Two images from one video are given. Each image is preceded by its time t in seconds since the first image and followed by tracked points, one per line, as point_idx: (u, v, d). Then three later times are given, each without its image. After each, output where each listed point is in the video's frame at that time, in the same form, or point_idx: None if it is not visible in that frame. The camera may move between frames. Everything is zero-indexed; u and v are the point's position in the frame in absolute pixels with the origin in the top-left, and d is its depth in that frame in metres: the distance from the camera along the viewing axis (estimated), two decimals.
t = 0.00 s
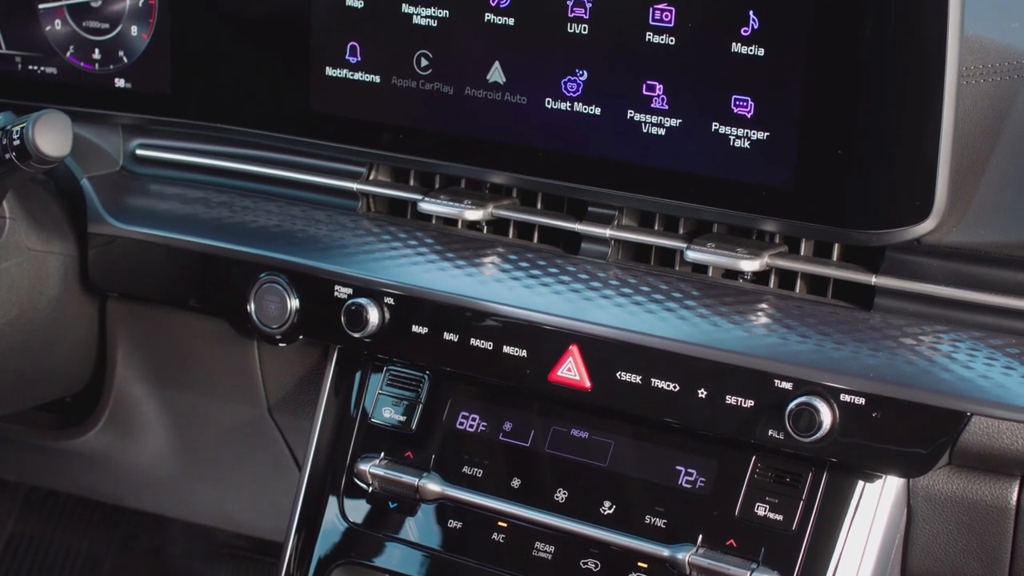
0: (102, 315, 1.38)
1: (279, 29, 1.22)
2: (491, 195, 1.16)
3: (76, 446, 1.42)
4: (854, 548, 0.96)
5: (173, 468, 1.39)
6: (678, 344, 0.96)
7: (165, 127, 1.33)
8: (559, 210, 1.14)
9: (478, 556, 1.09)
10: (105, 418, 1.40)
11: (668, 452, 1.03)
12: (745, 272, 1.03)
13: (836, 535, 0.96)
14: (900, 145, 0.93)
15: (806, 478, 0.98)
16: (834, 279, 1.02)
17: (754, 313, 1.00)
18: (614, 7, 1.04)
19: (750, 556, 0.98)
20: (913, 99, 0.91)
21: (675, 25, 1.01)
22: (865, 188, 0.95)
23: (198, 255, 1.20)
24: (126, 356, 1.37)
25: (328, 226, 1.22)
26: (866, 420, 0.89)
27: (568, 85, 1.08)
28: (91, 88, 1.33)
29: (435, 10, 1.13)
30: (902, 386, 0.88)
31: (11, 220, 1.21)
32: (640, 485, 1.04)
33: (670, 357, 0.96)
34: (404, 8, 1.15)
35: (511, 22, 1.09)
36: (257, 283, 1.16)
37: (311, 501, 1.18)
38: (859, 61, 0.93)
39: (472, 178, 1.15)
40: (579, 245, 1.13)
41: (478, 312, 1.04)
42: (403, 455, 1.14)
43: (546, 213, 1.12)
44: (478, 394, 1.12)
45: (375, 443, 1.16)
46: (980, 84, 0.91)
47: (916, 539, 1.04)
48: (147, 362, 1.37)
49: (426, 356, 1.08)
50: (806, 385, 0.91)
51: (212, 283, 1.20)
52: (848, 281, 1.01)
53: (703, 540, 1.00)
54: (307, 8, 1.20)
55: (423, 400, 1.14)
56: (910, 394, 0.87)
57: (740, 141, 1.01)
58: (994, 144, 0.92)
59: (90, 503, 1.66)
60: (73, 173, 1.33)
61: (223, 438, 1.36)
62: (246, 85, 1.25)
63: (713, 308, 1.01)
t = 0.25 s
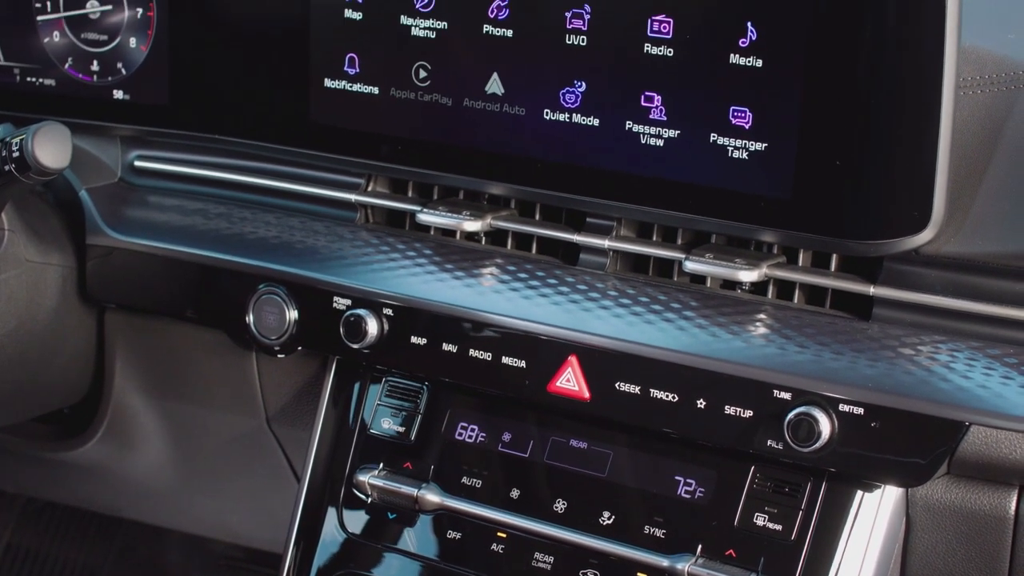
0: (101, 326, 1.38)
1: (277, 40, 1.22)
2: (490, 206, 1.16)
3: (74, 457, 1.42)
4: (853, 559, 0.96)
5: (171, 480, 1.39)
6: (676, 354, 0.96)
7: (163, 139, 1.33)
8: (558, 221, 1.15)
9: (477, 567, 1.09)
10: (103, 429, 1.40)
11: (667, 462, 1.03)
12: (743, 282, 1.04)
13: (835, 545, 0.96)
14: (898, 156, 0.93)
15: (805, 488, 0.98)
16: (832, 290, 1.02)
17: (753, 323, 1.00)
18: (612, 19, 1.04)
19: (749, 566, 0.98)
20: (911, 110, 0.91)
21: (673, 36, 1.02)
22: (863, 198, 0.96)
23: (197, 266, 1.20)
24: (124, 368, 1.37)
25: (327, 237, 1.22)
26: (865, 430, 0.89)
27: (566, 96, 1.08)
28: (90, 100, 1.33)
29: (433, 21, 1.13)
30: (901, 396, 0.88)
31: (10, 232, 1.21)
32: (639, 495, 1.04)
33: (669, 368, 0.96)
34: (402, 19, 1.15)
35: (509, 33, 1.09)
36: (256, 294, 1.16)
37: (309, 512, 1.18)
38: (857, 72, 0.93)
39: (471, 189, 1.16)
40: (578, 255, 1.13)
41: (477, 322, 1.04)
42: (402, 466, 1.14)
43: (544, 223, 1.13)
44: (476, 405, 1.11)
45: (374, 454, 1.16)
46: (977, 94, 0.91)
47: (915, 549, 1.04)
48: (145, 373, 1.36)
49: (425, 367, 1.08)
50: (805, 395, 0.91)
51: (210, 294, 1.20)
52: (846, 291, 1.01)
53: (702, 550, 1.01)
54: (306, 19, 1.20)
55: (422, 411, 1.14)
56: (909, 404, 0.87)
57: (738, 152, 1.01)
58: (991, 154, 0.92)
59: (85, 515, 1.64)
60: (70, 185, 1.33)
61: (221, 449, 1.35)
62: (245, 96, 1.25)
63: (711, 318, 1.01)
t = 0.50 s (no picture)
0: (99, 340, 1.38)
1: (276, 54, 1.22)
2: (488, 218, 1.16)
3: (72, 471, 1.42)
4: (852, 570, 0.96)
5: (169, 493, 1.39)
6: (675, 366, 0.96)
7: (161, 152, 1.33)
8: (556, 233, 1.15)
9: None
10: (101, 443, 1.40)
11: (666, 474, 1.03)
12: (741, 294, 1.04)
13: (834, 557, 0.97)
14: (895, 168, 0.93)
15: (804, 500, 0.98)
16: (830, 302, 1.02)
17: (751, 335, 1.00)
18: (610, 32, 1.04)
19: None
20: (908, 122, 0.92)
21: (671, 49, 1.02)
22: (861, 211, 0.96)
23: (196, 279, 1.21)
24: (123, 381, 1.37)
25: (325, 249, 1.22)
26: (863, 442, 0.90)
27: (565, 109, 1.08)
28: (88, 113, 1.33)
29: (432, 35, 1.13)
30: (899, 408, 0.88)
31: (9, 245, 1.21)
32: (639, 508, 1.04)
33: (668, 380, 0.96)
34: (401, 33, 1.15)
35: (507, 46, 1.10)
36: (255, 307, 1.16)
37: (308, 525, 1.18)
38: (854, 84, 0.94)
39: (469, 202, 1.16)
40: (576, 268, 1.13)
41: (476, 335, 1.04)
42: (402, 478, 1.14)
43: (543, 236, 1.13)
44: (475, 417, 1.11)
45: (373, 467, 1.16)
46: (974, 107, 0.92)
47: (914, 561, 1.04)
48: (143, 386, 1.36)
49: (423, 380, 1.09)
50: (804, 407, 0.91)
51: (208, 307, 1.20)
52: (845, 303, 1.02)
53: (701, 562, 1.01)
54: (305, 33, 1.20)
55: (421, 423, 1.14)
56: (908, 416, 0.87)
57: (736, 165, 1.01)
58: (989, 167, 0.93)
59: (82, 528, 1.64)
60: (69, 198, 1.33)
61: (219, 462, 1.35)
62: (243, 109, 1.26)
63: (709, 330, 1.02)
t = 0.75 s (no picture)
0: (97, 351, 1.38)
1: (275, 66, 1.23)
2: (487, 230, 1.16)
3: (69, 483, 1.41)
4: None
5: (166, 504, 1.38)
6: (674, 377, 0.96)
7: (160, 164, 1.33)
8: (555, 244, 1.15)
9: None
10: (99, 454, 1.40)
11: (665, 485, 1.03)
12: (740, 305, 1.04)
13: (834, 567, 0.97)
14: (894, 179, 0.94)
15: (803, 510, 0.98)
16: (829, 313, 1.03)
17: (750, 346, 1.01)
18: (609, 44, 1.05)
19: None
20: (906, 134, 0.92)
21: (670, 61, 1.02)
22: (860, 222, 0.96)
23: (195, 291, 1.21)
24: (121, 392, 1.37)
25: (324, 261, 1.22)
26: (862, 453, 0.90)
27: (564, 121, 1.09)
28: (87, 125, 1.34)
29: (430, 47, 1.14)
30: (898, 418, 0.88)
31: (8, 257, 1.21)
32: (638, 519, 1.04)
33: (667, 391, 0.96)
34: (400, 45, 1.16)
35: (506, 58, 1.10)
36: (253, 318, 1.16)
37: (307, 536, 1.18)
38: (852, 96, 0.94)
39: (468, 213, 1.16)
40: (575, 279, 1.13)
41: (475, 346, 1.04)
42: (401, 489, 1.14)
43: (542, 247, 1.13)
44: (474, 428, 1.12)
45: (372, 478, 1.16)
46: (971, 118, 0.92)
47: (913, 571, 1.04)
48: (142, 397, 1.36)
49: (423, 391, 1.09)
50: (803, 417, 0.91)
51: (207, 319, 1.20)
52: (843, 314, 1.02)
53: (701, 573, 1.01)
54: (304, 45, 1.21)
55: (421, 434, 1.14)
56: (907, 426, 0.88)
57: (735, 176, 1.02)
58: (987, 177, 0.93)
59: (81, 540, 1.64)
60: (68, 210, 1.32)
61: (217, 473, 1.35)
62: (242, 121, 1.26)
63: (708, 341, 1.02)
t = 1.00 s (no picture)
0: (95, 363, 1.38)
1: (274, 79, 1.23)
2: (486, 242, 1.17)
3: (66, 496, 1.41)
4: None
5: (163, 517, 1.38)
6: (673, 389, 0.96)
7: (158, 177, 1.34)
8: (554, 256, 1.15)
9: None
10: (96, 467, 1.39)
11: (664, 497, 1.03)
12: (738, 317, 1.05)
13: None
14: (891, 192, 0.94)
15: (802, 522, 0.98)
16: (827, 324, 1.03)
17: (749, 358, 1.01)
18: (607, 58, 1.05)
19: None
20: (904, 146, 0.93)
21: (668, 74, 1.03)
22: (857, 234, 0.97)
23: (193, 303, 1.21)
24: (118, 405, 1.37)
25: (323, 274, 1.22)
26: (861, 464, 0.90)
27: (562, 134, 1.09)
28: (86, 138, 1.34)
29: (429, 60, 1.14)
30: (896, 429, 0.89)
31: (6, 270, 1.21)
32: (638, 531, 1.04)
33: (666, 403, 0.97)
34: (398, 58, 1.16)
35: (505, 71, 1.10)
36: (252, 331, 1.16)
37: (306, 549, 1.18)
38: (849, 109, 0.94)
39: (466, 226, 1.17)
40: (574, 291, 1.14)
41: (474, 359, 1.04)
42: (401, 502, 1.14)
43: (540, 260, 1.14)
44: (473, 440, 1.12)
45: (371, 491, 1.16)
46: (969, 131, 0.93)
47: None
48: (139, 409, 1.36)
49: (421, 404, 1.09)
50: (802, 429, 0.91)
51: (205, 332, 1.20)
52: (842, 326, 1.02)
53: None
54: (303, 58, 1.21)
55: (419, 447, 1.14)
56: (905, 437, 0.88)
57: (733, 189, 1.02)
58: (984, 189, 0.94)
59: (78, 554, 1.63)
60: (67, 223, 1.32)
61: (215, 485, 1.35)
62: (241, 134, 1.26)
63: (707, 353, 1.02)
